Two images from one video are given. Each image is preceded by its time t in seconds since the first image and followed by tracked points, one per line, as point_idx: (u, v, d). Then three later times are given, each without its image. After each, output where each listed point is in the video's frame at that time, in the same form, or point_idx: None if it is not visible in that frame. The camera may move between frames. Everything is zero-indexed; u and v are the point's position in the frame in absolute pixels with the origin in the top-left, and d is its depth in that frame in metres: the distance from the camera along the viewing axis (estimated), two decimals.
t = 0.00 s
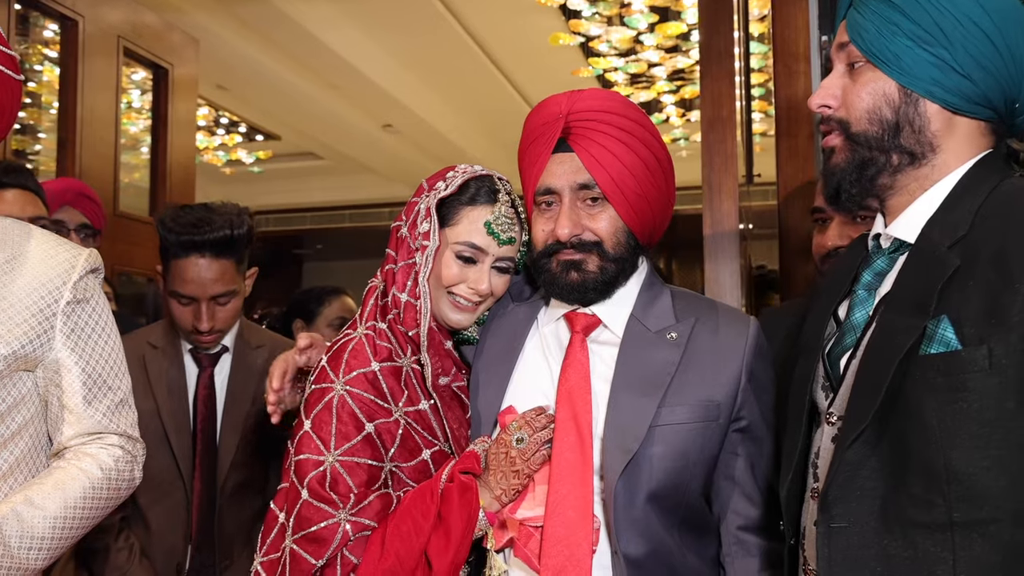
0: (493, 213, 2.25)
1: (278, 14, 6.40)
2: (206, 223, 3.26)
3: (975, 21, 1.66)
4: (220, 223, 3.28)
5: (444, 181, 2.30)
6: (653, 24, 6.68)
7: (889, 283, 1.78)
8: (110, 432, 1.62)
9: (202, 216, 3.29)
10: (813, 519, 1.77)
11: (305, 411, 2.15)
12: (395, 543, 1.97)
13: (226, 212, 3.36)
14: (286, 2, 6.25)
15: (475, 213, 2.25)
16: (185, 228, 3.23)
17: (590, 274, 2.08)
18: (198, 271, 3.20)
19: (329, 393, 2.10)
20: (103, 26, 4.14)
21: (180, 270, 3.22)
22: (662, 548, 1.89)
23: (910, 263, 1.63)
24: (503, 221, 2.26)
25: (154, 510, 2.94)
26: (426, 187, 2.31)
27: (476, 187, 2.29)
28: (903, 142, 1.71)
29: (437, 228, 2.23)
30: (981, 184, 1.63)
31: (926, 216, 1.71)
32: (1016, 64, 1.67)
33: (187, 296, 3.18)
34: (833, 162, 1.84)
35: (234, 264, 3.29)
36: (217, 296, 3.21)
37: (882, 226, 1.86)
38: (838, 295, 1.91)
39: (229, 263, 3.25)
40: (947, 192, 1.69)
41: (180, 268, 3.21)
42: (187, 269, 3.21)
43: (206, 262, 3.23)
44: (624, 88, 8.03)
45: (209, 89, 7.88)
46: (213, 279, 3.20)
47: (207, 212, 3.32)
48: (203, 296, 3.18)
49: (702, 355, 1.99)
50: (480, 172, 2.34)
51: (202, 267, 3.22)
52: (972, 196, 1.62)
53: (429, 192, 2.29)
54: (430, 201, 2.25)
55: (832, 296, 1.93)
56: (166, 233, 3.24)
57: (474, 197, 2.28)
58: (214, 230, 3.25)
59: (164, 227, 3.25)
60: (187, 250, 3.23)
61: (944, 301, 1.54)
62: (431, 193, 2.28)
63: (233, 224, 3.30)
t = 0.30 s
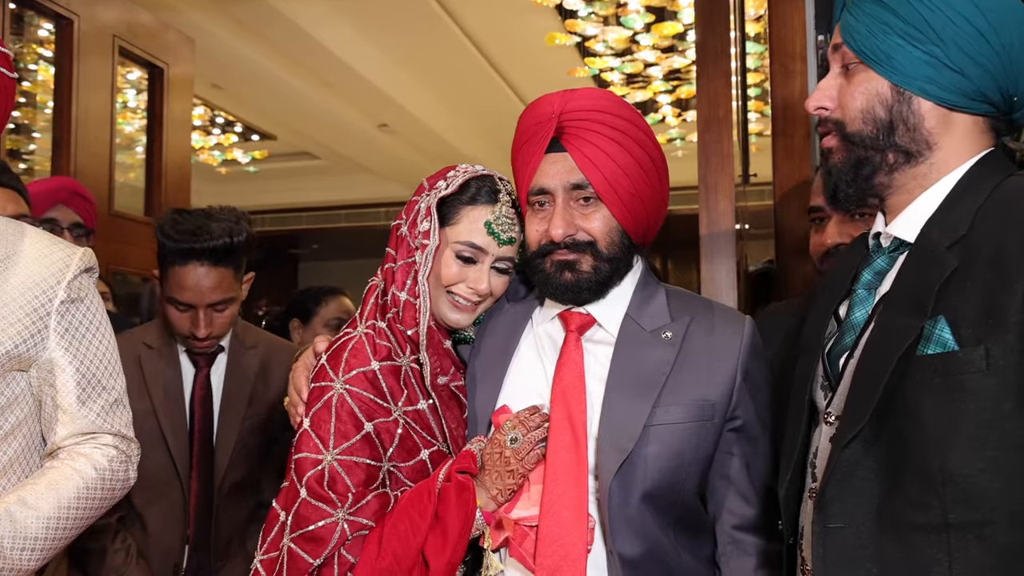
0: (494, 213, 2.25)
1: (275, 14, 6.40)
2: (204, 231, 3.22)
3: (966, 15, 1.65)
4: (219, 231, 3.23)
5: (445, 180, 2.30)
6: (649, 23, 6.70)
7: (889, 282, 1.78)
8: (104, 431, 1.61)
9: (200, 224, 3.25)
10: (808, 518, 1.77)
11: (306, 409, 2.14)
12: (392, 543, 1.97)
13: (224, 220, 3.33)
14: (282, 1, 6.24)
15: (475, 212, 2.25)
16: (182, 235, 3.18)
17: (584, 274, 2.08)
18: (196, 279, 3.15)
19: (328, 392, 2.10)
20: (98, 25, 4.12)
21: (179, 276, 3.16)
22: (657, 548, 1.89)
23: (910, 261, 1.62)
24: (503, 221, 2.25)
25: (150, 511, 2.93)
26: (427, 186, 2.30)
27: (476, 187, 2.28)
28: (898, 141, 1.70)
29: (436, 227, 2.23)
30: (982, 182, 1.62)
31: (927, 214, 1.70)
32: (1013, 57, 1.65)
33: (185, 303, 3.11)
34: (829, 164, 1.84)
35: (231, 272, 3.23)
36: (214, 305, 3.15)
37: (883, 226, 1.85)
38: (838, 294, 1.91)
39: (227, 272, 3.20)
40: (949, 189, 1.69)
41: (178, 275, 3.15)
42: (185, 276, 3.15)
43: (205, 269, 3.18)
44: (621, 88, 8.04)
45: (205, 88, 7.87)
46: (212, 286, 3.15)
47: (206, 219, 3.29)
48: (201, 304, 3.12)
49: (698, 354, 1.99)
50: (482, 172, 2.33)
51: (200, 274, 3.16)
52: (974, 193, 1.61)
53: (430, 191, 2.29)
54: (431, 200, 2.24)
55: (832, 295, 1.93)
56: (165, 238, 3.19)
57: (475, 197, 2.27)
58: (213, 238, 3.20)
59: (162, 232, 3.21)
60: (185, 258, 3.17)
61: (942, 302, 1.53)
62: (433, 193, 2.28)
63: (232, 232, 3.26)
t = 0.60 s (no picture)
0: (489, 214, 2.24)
1: (271, 14, 6.40)
2: (204, 231, 3.17)
3: (954, 14, 1.66)
4: (220, 231, 3.20)
5: (439, 181, 2.30)
6: (645, 24, 6.71)
7: (885, 283, 1.78)
8: (98, 431, 1.61)
9: (199, 224, 3.20)
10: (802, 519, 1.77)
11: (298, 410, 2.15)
12: (385, 543, 1.97)
13: (222, 219, 3.29)
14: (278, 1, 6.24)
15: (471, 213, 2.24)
16: (182, 236, 3.14)
17: (580, 275, 2.08)
18: (197, 279, 3.11)
19: (321, 393, 2.10)
20: (93, 25, 4.12)
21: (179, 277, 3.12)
22: (651, 549, 1.89)
23: (906, 262, 1.62)
24: (499, 223, 2.24)
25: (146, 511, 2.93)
26: (422, 186, 2.30)
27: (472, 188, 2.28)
28: (890, 141, 1.70)
29: (431, 228, 2.23)
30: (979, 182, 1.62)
31: (923, 214, 1.70)
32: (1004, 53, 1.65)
33: (185, 303, 3.09)
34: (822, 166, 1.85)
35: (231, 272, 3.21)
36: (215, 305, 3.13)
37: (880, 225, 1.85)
38: (834, 294, 1.92)
39: (229, 273, 3.17)
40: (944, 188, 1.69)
41: (178, 277, 3.11)
42: (185, 277, 3.11)
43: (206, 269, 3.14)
44: (617, 88, 8.05)
45: (200, 88, 7.85)
46: (212, 287, 3.11)
47: (205, 219, 3.24)
48: (202, 304, 3.09)
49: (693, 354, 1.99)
50: (476, 173, 2.34)
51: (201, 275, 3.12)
52: (968, 193, 1.61)
53: (425, 191, 2.28)
54: (426, 200, 2.24)
55: (828, 295, 1.93)
56: (164, 238, 3.15)
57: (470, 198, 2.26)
58: (213, 238, 3.16)
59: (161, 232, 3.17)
60: (185, 258, 3.13)
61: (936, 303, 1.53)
62: (429, 193, 2.27)
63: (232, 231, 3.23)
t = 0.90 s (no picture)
0: (486, 218, 2.24)
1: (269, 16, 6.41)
2: (201, 219, 3.23)
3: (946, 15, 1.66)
4: (216, 219, 3.25)
5: (438, 184, 2.31)
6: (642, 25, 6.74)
7: (881, 284, 1.80)
8: (98, 431, 1.62)
9: (195, 213, 3.26)
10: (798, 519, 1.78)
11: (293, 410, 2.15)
12: (380, 544, 1.98)
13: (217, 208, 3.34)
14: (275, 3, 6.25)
15: (469, 217, 2.25)
16: (179, 224, 3.19)
17: (576, 278, 2.09)
18: (194, 267, 3.17)
19: (316, 394, 2.10)
20: (91, 27, 4.12)
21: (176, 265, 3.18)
22: (648, 549, 1.90)
23: (901, 264, 1.64)
24: (496, 226, 2.24)
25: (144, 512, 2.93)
26: (421, 189, 2.31)
27: (470, 191, 2.28)
28: (885, 143, 1.72)
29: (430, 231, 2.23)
30: (974, 184, 1.63)
31: (918, 216, 1.71)
32: (999, 55, 1.65)
33: (184, 290, 3.14)
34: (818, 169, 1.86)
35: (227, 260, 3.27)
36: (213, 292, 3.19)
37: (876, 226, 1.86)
38: (831, 295, 1.93)
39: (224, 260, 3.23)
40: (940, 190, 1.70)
41: (175, 265, 3.17)
42: (184, 264, 3.17)
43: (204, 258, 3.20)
44: (613, 89, 8.07)
45: (197, 89, 7.85)
46: (210, 273, 3.18)
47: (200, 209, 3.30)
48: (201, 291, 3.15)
49: (691, 355, 2.00)
50: (475, 176, 2.34)
51: (198, 263, 3.18)
52: (964, 197, 1.62)
53: (423, 194, 2.29)
54: (424, 203, 2.25)
55: (825, 296, 1.94)
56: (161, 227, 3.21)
57: (468, 201, 2.27)
58: (210, 226, 3.22)
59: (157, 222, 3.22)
60: (183, 246, 3.19)
61: (931, 305, 1.55)
62: (427, 196, 2.28)
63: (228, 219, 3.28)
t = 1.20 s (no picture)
0: (487, 221, 2.24)
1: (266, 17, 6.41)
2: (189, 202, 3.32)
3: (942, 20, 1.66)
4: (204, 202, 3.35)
5: (439, 187, 2.31)
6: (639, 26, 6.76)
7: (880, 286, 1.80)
8: (97, 431, 1.62)
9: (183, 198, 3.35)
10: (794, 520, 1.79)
11: (294, 411, 2.16)
12: (379, 546, 1.98)
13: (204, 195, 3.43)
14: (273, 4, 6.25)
15: (469, 220, 2.25)
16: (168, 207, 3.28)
17: (574, 281, 2.10)
18: (184, 245, 3.26)
19: (316, 396, 2.11)
20: (88, 28, 4.12)
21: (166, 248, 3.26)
22: (647, 551, 1.90)
23: (897, 266, 1.64)
24: (497, 229, 2.24)
25: (141, 513, 2.94)
26: (422, 192, 2.31)
27: (470, 194, 2.29)
28: (881, 148, 1.73)
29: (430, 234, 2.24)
30: (972, 187, 1.64)
31: (915, 218, 1.72)
32: (995, 59, 1.66)
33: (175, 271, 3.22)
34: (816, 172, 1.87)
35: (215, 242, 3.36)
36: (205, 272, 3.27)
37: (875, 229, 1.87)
38: (828, 297, 1.94)
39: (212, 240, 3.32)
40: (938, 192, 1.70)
41: (165, 246, 3.25)
42: (174, 245, 3.25)
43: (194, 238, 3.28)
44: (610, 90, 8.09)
45: (195, 90, 7.85)
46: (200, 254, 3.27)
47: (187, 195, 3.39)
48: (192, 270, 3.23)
49: (689, 357, 2.01)
50: (475, 178, 2.34)
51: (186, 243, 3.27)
52: (960, 199, 1.63)
53: (423, 197, 2.30)
54: (424, 206, 2.25)
55: (822, 298, 1.95)
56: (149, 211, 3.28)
57: (468, 204, 2.27)
58: (199, 207, 3.32)
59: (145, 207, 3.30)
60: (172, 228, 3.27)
61: (927, 307, 1.55)
62: (428, 200, 2.28)
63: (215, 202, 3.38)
